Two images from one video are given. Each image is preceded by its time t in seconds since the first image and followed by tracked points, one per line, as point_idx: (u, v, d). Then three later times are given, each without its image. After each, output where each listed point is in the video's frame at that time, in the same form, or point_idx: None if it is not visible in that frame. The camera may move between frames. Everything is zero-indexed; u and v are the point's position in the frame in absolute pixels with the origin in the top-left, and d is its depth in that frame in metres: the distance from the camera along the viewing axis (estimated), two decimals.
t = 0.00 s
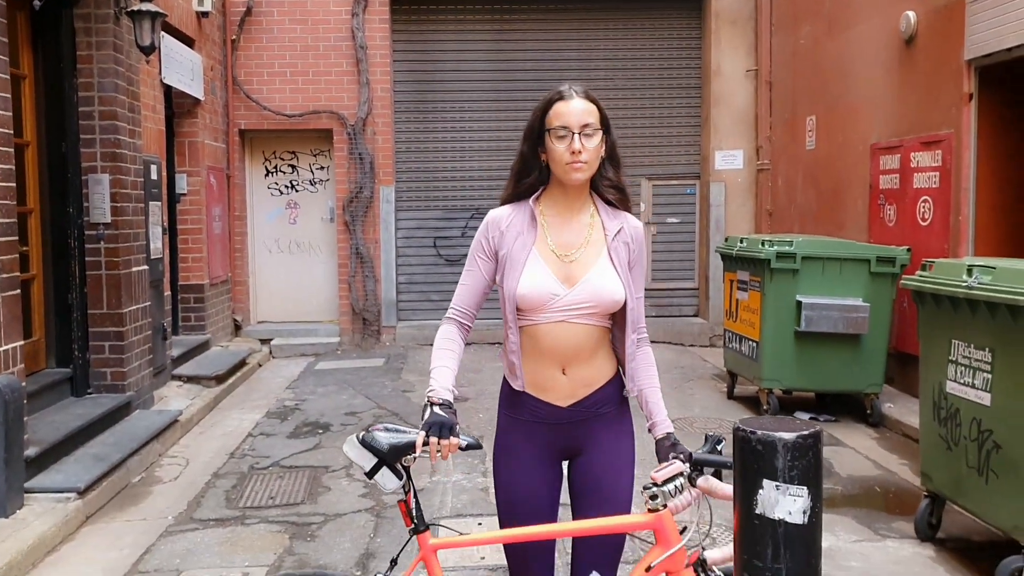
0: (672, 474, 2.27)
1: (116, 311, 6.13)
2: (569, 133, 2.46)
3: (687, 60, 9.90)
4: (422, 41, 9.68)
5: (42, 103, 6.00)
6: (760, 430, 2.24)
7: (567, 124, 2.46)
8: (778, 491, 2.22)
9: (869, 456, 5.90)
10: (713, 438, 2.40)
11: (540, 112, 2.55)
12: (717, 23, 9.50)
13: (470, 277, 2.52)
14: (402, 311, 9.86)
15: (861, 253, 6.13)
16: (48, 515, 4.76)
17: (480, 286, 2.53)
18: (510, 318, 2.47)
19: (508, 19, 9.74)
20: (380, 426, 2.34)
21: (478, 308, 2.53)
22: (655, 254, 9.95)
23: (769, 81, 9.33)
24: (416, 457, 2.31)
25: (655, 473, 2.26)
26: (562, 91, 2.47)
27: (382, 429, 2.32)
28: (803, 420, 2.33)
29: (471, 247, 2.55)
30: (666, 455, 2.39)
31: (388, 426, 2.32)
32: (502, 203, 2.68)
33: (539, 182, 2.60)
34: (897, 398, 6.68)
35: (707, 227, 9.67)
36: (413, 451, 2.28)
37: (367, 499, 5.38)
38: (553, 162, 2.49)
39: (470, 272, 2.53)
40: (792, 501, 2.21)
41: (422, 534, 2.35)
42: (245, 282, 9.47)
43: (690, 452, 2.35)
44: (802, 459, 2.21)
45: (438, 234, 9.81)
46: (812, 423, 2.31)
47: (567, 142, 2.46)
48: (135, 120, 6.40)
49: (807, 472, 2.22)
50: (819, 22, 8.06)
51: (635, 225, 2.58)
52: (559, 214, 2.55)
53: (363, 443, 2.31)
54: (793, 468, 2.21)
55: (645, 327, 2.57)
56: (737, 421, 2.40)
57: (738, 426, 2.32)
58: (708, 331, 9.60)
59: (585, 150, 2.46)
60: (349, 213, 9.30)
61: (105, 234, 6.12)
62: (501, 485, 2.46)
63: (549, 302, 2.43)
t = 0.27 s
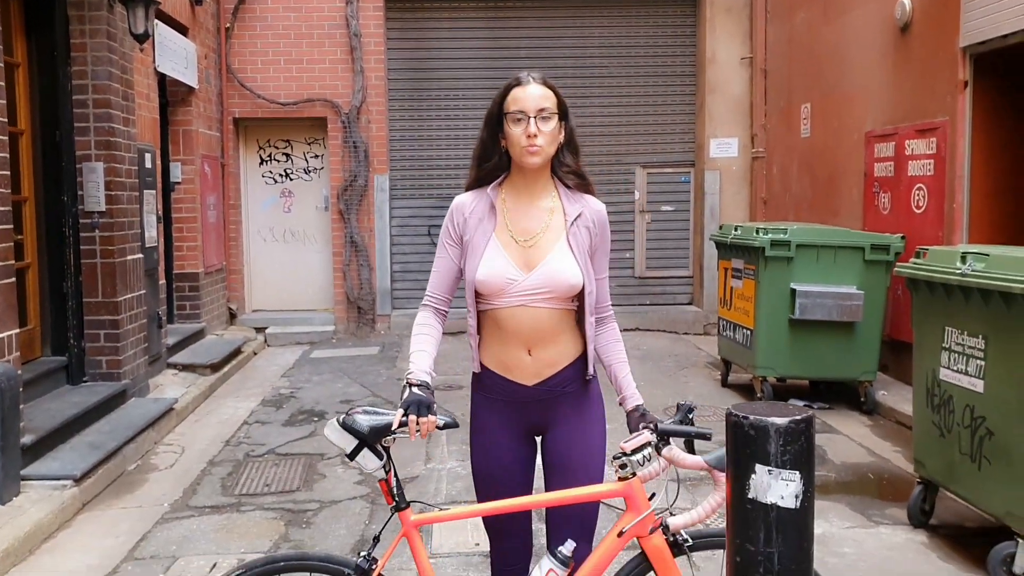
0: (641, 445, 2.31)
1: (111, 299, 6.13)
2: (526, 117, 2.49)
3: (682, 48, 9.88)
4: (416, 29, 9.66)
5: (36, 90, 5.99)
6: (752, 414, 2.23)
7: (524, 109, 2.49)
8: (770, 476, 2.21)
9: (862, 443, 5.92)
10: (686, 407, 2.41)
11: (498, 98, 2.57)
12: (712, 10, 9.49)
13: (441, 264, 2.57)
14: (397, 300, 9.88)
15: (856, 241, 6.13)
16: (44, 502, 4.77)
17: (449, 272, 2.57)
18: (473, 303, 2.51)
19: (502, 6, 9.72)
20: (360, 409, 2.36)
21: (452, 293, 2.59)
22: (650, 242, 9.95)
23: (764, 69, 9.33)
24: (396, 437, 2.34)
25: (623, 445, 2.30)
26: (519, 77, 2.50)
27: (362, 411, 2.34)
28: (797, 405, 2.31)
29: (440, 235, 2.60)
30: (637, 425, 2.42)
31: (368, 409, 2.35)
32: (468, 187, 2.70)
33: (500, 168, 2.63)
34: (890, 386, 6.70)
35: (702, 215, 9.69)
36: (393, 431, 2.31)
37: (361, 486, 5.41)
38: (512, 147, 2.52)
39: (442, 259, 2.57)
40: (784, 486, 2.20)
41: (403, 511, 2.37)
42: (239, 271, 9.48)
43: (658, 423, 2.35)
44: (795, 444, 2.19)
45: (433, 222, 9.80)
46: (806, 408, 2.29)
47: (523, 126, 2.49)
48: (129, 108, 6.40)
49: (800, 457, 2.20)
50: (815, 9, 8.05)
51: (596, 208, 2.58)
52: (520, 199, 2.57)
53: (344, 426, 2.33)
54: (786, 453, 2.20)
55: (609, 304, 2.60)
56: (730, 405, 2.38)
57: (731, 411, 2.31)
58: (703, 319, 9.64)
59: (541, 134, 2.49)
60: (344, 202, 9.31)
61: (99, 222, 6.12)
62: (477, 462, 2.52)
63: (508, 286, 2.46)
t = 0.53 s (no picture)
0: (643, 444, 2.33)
1: (110, 293, 6.15)
2: (507, 114, 2.50)
3: (680, 40, 9.88)
4: (414, 22, 9.66)
5: (34, 84, 5.99)
6: (751, 407, 2.24)
7: (505, 106, 2.50)
8: (769, 468, 2.22)
9: (859, 435, 5.94)
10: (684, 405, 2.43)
11: (479, 94, 2.58)
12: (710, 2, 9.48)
13: (433, 257, 2.59)
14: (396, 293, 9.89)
15: (853, 234, 6.14)
16: (44, 495, 4.79)
17: (442, 265, 2.59)
18: (463, 293, 2.53)
19: None
20: (367, 403, 2.37)
21: (447, 287, 2.60)
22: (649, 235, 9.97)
23: (762, 62, 9.33)
24: (403, 432, 2.35)
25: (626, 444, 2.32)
26: (499, 73, 2.51)
27: (369, 406, 2.35)
28: (795, 398, 2.32)
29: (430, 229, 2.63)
30: (638, 428, 2.44)
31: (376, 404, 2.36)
32: (452, 181, 2.71)
33: (484, 161, 2.64)
34: (888, 378, 6.72)
35: (700, 208, 9.70)
36: (401, 425, 2.31)
37: (360, 478, 5.43)
38: (495, 144, 2.54)
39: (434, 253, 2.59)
40: (783, 478, 2.21)
41: (408, 505, 2.37)
42: (237, 264, 9.49)
43: (661, 424, 2.36)
44: (793, 437, 2.20)
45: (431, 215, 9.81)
46: (805, 401, 2.30)
47: (504, 122, 2.50)
48: (127, 102, 6.41)
49: (798, 449, 2.21)
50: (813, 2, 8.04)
51: (581, 195, 2.59)
52: (506, 191, 2.59)
53: (352, 420, 2.34)
54: (784, 445, 2.20)
55: (602, 295, 2.60)
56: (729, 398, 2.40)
57: (730, 404, 2.31)
58: (700, 312, 9.67)
59: (522, 128, 2.50)
60: (342, 195, 9.32)
61: (98, 216, 6.12)
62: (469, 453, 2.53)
63: (496, 275, 2.48)
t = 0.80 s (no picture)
0: (651, 439, 2.34)
1: (107, 285, 6.13)
2: (509, 108, 2.49)
3: (678, 32, 9.85)
4: (411, 14, 9.63)
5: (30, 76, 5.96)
6: (750, 398, 2.24)
7: (507, 99, 2.49)
8: (769, 459, 2.22)
9: (857, 427, 5.96)
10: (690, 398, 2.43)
11: (480, 86, 2.58)
12: None
13: (436, 250, 2.58)
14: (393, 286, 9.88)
15: (851, 226, 6.14)
16: (42, 488, 4.79)
17: (444, 257, 2.58)
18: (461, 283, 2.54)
19: None
20: (373, 395, 2.32)
21: (449, 279, 2.60)
22: (646, 227, 9.96)
23: (760, 54, 9.33)
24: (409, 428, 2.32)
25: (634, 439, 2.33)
26: (500, 66, 2.50)
27: (376, 400, 2.30)
28: (794, 389, 2.32)
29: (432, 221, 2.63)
30: (647, 420, 2.46)
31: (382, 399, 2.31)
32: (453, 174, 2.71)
33: (484, 153, 2.63)
34: (885, 370, 6.74)
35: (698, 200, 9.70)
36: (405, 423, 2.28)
37: (359, 470, 5.44)
38: (496, 137, 2.53)
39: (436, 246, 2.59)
40: (783, 468, 2.22)
41: (416, 500, 2.37)
42: (235, 257, 9.48)
43: (670, 418, 2.37)
44: (792, 427, 2.20)
45: (428, 207, 9.79)
46: (804, 392, 2.30)
47: (504, 115, 2.49)
48: (124, 94, 6.38)
49: (797, 440, 2.22)
50: None
51: (581, 187, 2.58)
52: (507, 182, 2.59)
53: (358, 416, 2.29)
54: (783, 436, 2.21)
55: (607, 287, 2.58)
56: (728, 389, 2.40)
57: (729, 394, 2.32)
58: (698, 304, 9.69)
59: (522, 121, 2.49)
60: (339, 187, 9.31)
61: (95, 208, 6.09)
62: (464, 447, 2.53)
63: (494, 265, 2.49)
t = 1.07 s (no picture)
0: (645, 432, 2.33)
1: (102, 279, 6.13)
2: (507, 100, 2.49)
3: (674, 26, 9.85)
4: (407, 7, 9.60)
5: (24, 69, 5.93)
6: (746, 391, 2.25)
7: (505, 92, 2.49)
8: (764, 452, 2.23)
9: (851, 420, 5.98)
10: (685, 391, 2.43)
11: (480, 79, 2.58)
12: None
13: (432, 243, 2.58)
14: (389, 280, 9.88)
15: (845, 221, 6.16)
16: (37, 482, 4.77)
17: (440, 250, 2.58)
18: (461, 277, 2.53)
19: None
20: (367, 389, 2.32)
21: (446, 273, 2.59)
22: (642, 221, 9.97)
23: (756, 48, 9.34)
24: (402, 422, 2.31)
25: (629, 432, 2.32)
26: (499, 59, 2.50)
27: (370, 394, 2.30)
28: (789, 382, 2.33)
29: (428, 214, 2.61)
30: (639, 413, 2.45)
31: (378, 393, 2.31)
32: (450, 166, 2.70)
33: (483, 147, 2.63)
34: (879, 364, 6.76)
35: (693, 195, 9.71)
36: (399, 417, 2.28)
37: (355, 464, 5.44)
38: (494, 129, 2.53)
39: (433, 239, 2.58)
40: (778, 461, 2.22)
41: (409, 493, 2.36)
42: (231, 250, 9.48)
43: (663, 412, 2.36)
44: (788, 420, 2.21)
45: (424, 202, 9.79)
46: (799, 386, 2.31)
47: (502, 108, 2.49)
48: (118, 87, 6.36)
49: (792, 433, 2.22)
50: None
51: (578, 181, 2.59)
52: (504, 176, 2.59)
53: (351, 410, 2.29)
54: (779, 429, 2.21)
55: (601, 282, 2.59)
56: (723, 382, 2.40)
57: (725, 388, 2.32)
58: (694, 298, 9.72)
59: (521, 114, 2.49)
60: (335, 181, 9.31)
61: (90, 202, 6.09)
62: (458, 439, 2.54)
63: (493, 260, 2.48)
